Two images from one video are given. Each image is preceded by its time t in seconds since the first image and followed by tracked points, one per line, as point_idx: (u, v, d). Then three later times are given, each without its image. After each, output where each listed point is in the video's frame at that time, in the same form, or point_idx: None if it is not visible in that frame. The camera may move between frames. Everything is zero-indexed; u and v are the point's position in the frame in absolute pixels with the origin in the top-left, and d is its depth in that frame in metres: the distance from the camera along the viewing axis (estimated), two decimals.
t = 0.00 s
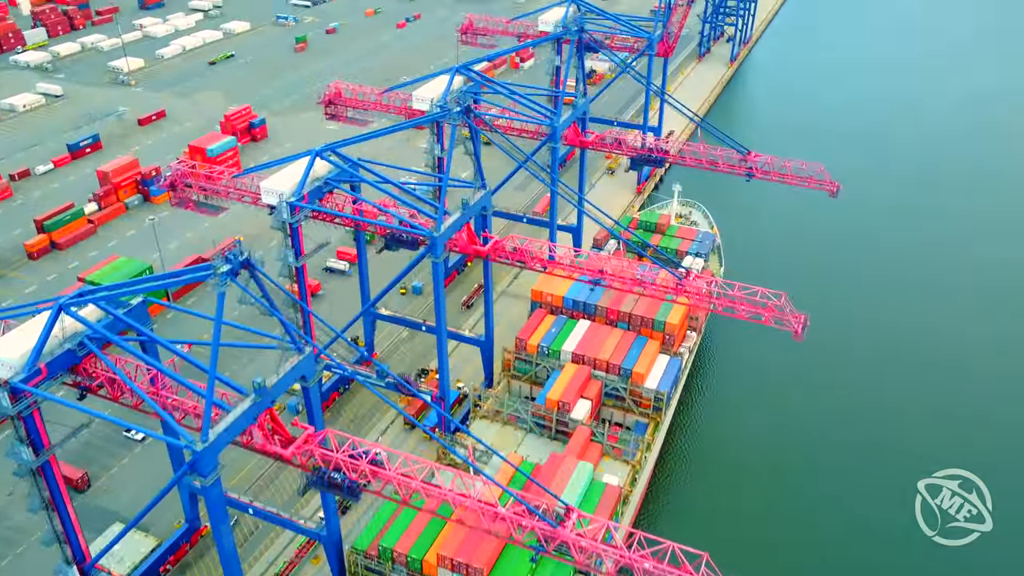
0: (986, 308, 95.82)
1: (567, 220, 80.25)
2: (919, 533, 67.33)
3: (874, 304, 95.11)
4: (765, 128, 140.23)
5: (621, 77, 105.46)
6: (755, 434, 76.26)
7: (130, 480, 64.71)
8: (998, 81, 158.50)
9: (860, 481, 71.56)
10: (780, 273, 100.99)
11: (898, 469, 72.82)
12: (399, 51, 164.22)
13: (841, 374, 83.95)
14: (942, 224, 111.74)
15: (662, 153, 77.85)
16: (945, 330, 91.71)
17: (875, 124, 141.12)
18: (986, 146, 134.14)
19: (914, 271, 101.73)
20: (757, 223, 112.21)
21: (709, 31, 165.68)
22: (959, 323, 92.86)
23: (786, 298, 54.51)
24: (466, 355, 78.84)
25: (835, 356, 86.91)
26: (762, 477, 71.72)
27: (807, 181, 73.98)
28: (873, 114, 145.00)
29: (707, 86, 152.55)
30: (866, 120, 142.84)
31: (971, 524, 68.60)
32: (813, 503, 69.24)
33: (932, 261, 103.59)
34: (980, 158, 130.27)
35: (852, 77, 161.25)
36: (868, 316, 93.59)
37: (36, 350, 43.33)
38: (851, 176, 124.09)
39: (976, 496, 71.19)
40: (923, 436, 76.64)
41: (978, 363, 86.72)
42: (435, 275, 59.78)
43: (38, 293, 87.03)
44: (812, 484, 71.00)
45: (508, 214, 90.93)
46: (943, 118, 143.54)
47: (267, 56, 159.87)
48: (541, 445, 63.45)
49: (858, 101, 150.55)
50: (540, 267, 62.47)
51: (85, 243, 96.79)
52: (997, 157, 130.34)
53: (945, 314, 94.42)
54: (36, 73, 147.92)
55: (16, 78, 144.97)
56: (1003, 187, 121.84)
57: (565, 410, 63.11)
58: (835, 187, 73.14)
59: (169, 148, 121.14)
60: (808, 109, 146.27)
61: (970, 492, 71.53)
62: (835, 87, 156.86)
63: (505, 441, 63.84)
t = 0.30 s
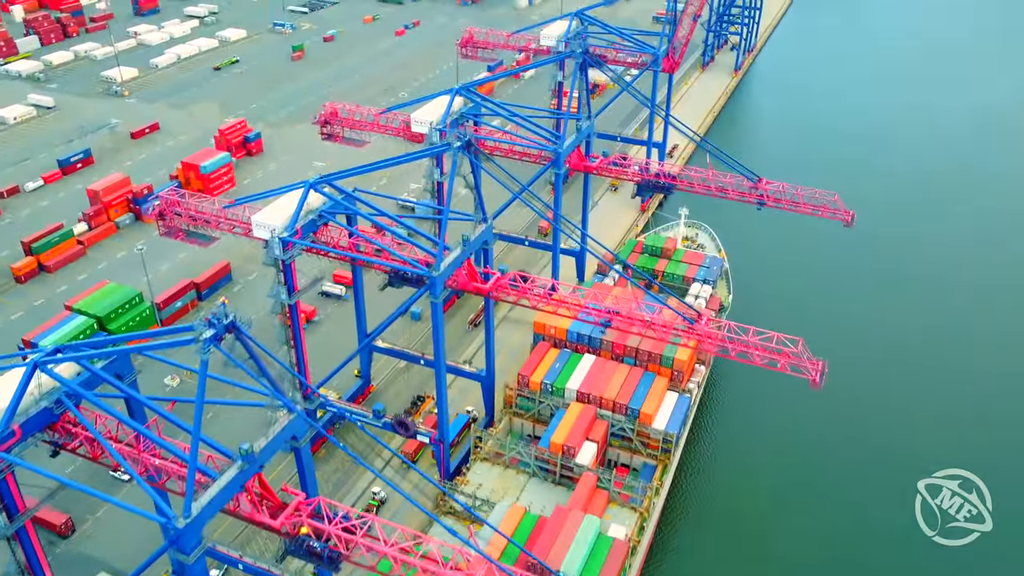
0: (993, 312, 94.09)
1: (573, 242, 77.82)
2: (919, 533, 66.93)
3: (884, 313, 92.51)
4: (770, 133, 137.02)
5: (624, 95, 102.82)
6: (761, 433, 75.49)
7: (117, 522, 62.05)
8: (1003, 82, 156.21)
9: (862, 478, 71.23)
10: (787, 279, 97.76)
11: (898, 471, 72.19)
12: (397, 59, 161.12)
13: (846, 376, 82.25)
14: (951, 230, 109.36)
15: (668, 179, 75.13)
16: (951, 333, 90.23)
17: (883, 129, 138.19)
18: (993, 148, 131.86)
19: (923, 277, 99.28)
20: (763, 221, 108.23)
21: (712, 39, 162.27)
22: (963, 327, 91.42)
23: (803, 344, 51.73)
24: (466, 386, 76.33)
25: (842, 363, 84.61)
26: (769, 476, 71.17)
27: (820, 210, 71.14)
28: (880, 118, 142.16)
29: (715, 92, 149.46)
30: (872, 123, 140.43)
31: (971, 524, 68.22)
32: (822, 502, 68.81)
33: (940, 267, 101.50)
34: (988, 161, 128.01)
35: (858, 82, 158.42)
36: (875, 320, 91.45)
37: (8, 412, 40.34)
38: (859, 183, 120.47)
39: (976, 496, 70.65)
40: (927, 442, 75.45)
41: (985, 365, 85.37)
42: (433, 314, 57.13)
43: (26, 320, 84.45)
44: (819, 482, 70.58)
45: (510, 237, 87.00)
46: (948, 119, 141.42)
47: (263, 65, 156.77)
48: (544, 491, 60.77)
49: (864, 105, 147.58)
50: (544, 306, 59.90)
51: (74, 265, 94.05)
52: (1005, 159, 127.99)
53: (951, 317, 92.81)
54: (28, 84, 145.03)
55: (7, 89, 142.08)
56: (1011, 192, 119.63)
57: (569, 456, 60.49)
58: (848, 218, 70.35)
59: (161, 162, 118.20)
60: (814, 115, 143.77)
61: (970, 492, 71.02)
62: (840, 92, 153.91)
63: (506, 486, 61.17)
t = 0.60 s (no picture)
0: (995, 307, 91.63)
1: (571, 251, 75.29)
2: (919, 533, 64.14)
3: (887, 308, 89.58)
4: (766, 130, 134.19)
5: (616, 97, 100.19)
6: (766, 442, 71.80)
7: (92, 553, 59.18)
8: (1002, 76, 153.83)
9: (863, 485, 67.98)
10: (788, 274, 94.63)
11: (894, 467, 69.49)
12: (388, 53, 157.15)
13: (844, 375, 79.12)
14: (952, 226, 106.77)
15: (670, 188, 72.73)
16: (954, 330, 87.63)
17: (883, 124, 135.41)
18: (993, 142, 129.45)
19: (925, 273, 96.57)
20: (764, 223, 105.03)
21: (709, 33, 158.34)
22: (964, 322, 88.94)
23: (817, 375, 49.41)
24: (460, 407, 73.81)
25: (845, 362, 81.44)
26: (771, 487, 67.52)
27: (828, 222, 68.69)
28: (880, 113, 139.43)
29: (712, 86, 145.99)
30: (870, 118, 137.95)
31: (971, 524, 65.40)
32: (824, 514, 65.12)
33: (943, 263, 98.74)
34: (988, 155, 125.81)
35: (856, 75, 155.60)
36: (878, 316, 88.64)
37: None
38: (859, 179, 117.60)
39: (975, 496, 67.82)
40: (931, 439, 72.69)
41: (990, 364, 82.83)
42: (428, 341, 54.65)
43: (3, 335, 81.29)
44: (822, 492, 67.01)
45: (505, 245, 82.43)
46: (947, 114, 139.09)
47: (251, 60, 152.73)
48: (545, 522, 58.56)
49: (864, 99, 144.68)
50: (543, 330, 57.35)
51: (55, 276, 90.80)
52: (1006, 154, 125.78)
53: (953, 314, 90.31)
54: (8, 80, 140.89)
55: None
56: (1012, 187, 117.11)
57: (570, 486, 58.37)
58: (858, 231, 67.91)
59: (145, 164, 114.77)
60: (813, 110, 140.92)
61: (970, 492, 68.11)
62: (839, 85, 150.98)
63: (505, 516, 58.92)
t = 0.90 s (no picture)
0: (999, 274, 88.22)
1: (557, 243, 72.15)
2: (918, 534, 61.48)
3: (887, 280, 86.46)
4: (764, 81, 128.82)
5: (603, 66, 96.19)
6: (765, 438, 68.61)
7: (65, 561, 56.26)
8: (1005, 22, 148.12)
9: (861, 484, 64.93)
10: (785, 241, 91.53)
11: (894, 465, 66.54)
12: (370, 15, 151.28)
13: (845, 355, 76.24)
14: (955, 185, 102.94)
15: (667, 167, 70.12)
16: (956, 301, 84.54)
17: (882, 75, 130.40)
18: (996, 94, 124.32)
19: (927, 240, 92.98)
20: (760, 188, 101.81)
21: None
22: (967, 292, 85.74)
23: (825, 375, 47.31)
24: (448, 398, 71.66)
25: (842, 337, 78.89)
26: (770, 488, 64.50)
27: (830, 202, 66.38)
28: (879, 62, 134.23)
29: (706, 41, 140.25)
30: (870, 67, 132.54)
31: (971, 524, 62.72)
32: (822, 519, 62.12)
33: (945, 228, 94.93)
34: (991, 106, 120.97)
35: (855, 22, 149.87)
36: (879, 288, 85.55)
37: None
38: (859, 133, 113.34)
39: (975, 496, 64.92)
40: (934, 426, 70.19)
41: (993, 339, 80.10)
42: (417, 341, 52.09)
43: None
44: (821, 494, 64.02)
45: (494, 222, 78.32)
46: (948, 63, 133.99)
47: (227, 22, 146.64)
48: (542, 521, 56.99)
49: (865, 48, 139.28)
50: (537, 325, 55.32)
51: (24, 260, 86.96)
52: (1010, 106, 120.93)
53: (955, 283, 87.01)
54: None
55: None
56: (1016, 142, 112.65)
57: (568, 484, 56.74)
58: (861, 211, 65.51)
59: (118, 137, 110.10)
60: (811, 59, 135.76)
61: (970, 492, 65.17)
62: (839, 33, 145.28)
63: (499, 516, 57.29)
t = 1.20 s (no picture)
0: (1015, 225, 82.50)
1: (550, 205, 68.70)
2: (916, 535, 57.28)
3: (891, 228, 81.68)
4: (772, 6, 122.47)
5: (595, 16, 93.20)
6: (765, 410, 65.21)
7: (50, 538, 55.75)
8: None
9: (858, 458, 61.89)
10: (790, 181, 87.12)
11: (891, 458, 61.87)
12: None
13: (846, 313, 72.53)
14: (969, 124, 96.16)
15: (665, 126, 68.96)
16: (965, 251, 79.71)
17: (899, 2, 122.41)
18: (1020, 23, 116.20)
19: (940, 186, 86.98)
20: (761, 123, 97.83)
21: None
22: (976, 243, 80.70)
23: (827, 347, 47.70)
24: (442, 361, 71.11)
25: (847, 290, 74.77)
26: (768, 461, 61.79)
27: (830, 159, 65.76)
28: None
29: None
30: None
31: (971, 525, 58.19)
32: (819, 497, 59.28)
33: (959, 174, 88.80)
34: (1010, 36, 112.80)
35: None
36: (885, 235, 80.70)
37: None
38: (869, 65, 106.73)
39: (976, 496, 60.01)
40: (937, 392, 66.65)
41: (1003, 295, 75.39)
42: (413, 314, 51.61)
43: None
44: (818, 470, 60.96)
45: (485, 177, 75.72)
46: None
47: None
48: (542, 488, 57.30)
49: None
50: (534, 297, 53.75)
51: (6, 222, 85.17)
52: None
53: (965, 233, 81.57)
54: None
55: None
56: None
57: (566, 451, 56.78)
58: (862, 170, 65.23)
59: (100, 91, 106.99)
60: None
61: (970, 492, 60.24)
62: None
63: (498, 482, 57.49)
